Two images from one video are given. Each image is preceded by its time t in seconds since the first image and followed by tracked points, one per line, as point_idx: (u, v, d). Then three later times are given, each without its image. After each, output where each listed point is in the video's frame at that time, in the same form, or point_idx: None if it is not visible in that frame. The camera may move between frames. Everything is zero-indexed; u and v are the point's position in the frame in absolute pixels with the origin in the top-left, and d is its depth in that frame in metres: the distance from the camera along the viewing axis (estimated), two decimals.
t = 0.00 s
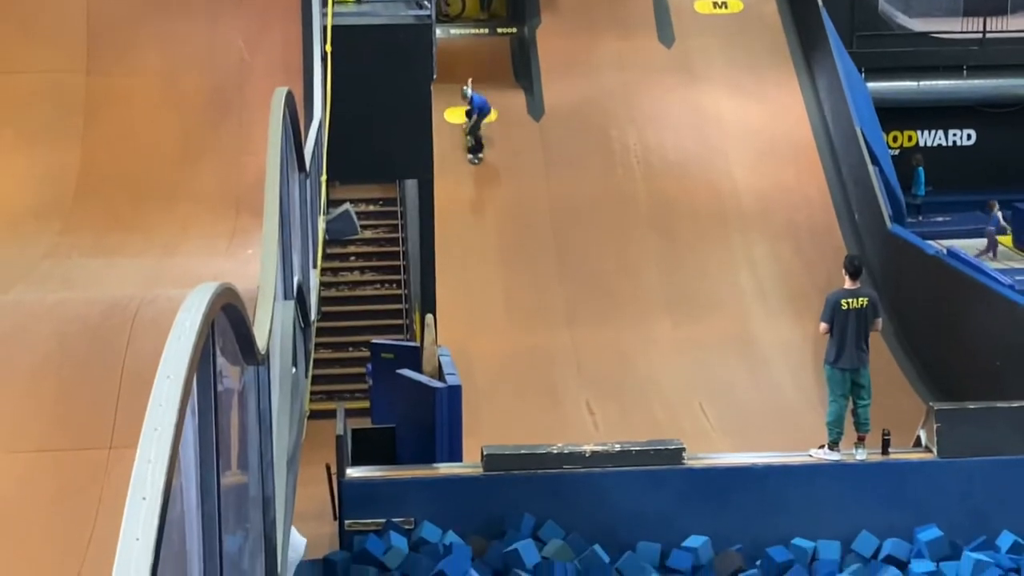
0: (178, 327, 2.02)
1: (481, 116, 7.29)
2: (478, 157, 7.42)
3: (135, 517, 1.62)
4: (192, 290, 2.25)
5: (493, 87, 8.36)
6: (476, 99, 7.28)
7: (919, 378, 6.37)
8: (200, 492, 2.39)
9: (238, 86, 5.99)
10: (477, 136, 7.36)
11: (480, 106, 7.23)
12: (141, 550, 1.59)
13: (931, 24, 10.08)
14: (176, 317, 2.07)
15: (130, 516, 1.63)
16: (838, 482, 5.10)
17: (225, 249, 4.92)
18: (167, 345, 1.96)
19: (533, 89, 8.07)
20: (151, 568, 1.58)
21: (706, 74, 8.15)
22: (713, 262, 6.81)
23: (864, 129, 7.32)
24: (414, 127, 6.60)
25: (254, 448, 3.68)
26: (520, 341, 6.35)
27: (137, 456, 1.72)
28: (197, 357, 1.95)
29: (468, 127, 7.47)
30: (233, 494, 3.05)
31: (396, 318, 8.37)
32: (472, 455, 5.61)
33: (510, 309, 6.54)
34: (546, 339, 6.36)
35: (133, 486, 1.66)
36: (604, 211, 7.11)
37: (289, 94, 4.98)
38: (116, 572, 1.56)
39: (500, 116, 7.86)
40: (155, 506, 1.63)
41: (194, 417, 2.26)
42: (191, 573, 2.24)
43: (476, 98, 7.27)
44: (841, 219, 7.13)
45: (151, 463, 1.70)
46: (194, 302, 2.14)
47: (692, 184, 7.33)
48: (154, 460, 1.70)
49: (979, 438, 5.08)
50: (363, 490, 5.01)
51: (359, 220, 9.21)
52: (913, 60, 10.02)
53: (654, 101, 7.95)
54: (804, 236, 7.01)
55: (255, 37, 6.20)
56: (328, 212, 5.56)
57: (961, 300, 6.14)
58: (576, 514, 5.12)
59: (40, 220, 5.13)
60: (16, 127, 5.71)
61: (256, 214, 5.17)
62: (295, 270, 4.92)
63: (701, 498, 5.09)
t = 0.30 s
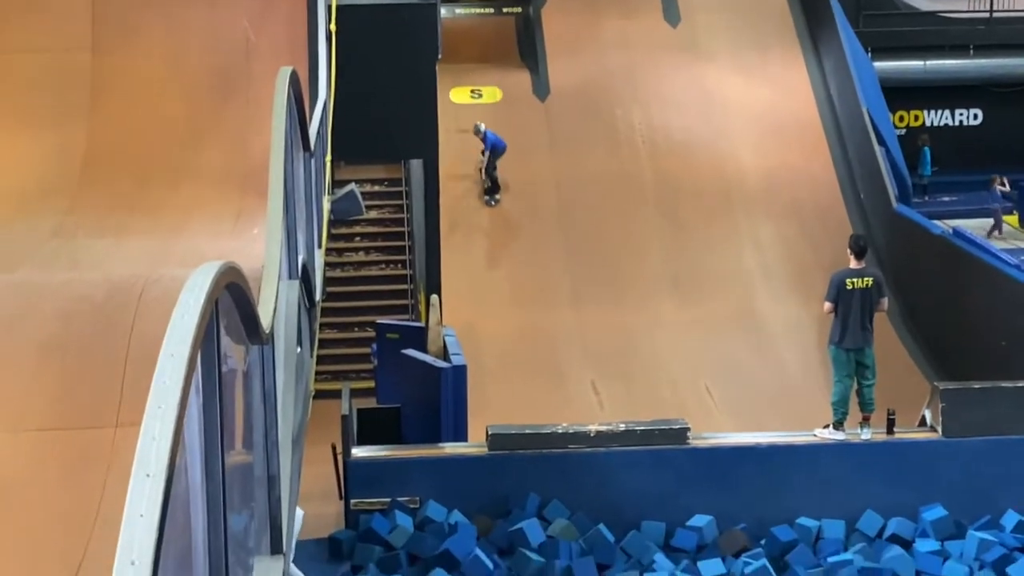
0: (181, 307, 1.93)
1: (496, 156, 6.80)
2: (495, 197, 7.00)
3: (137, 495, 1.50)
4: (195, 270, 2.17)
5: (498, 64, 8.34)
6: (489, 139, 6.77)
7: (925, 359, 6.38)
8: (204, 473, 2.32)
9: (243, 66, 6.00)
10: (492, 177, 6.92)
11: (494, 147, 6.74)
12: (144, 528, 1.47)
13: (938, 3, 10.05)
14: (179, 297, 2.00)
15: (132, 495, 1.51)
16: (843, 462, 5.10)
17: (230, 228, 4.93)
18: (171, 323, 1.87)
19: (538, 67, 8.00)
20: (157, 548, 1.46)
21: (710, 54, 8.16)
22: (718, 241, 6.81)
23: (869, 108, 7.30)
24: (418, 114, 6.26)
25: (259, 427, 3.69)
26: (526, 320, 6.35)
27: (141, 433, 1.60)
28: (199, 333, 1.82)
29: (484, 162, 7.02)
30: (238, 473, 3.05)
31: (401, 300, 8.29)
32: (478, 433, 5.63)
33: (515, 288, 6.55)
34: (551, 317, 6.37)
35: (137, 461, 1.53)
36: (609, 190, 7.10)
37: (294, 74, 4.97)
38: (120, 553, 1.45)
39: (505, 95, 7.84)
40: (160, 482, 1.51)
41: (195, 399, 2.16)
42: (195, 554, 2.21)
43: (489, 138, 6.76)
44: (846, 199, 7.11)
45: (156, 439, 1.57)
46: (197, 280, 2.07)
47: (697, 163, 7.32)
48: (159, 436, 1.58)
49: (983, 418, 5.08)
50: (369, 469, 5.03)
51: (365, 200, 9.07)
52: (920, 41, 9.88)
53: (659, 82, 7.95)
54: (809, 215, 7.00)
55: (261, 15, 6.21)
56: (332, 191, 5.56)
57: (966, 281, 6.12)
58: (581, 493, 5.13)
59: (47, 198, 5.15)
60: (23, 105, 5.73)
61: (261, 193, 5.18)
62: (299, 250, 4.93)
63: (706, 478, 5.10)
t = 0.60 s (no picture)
0: (170, 283, 1.95)
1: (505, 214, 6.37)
2: (506, 258, 6.55)
3: (124, 471, 1.56)
4: (188, 242, 2.19)
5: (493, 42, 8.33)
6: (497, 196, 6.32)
7: (915, 335, 6.39)
8: (196, 447, 2.36)
9: (237, 42, 6.00)
10: (502, 238, 6.46)
11: (502, 205, 6.27)
12: (131, 504, 1.52)
13: None
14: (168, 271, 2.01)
15: (120, 469, 1.56)
16: (835, 440, 5.11)
17: (223, 205, 4.94)
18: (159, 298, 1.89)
19: (533, 46, 8.03)
20: (144, 524, 1.52)
21: (705, 34, 8.17)
22: (712, 221, 6.82)
23: (863, 88, 7.29)
24: (413, 86, 6.11)
25: (250, 402, 3.69)
26: (518, 298, 6.37)
27: (130, 409, 1.65)
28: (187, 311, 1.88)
29: (492, 221, 6.55)
30: (229, 448, 3.06)
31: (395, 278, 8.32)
32: (472, 410, 5.64)
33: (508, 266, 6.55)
34: (545, 296, 6.38)
35: (125, 438, 1.58)
36: (602, 168, 7.11)
37: (286, 50, 4.95)
38: (108, 526, 1.50)
39: (499, 73, 7.83)
40: (147, 457, 1.57)
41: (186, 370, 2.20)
42: (185, 525, 2.26)
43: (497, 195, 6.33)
44: (839, 178, 7.11)
45: (143, 415, 1.63)
46: (187, 255, 2.08)
47: (690, 142, 7.32)
48: (146, 413, 1.63)
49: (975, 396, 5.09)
50: (362, 446, 5.03)
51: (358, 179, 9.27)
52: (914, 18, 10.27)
53: (653, 61, 7.95)
54: (802, 195, 7.00)
55: None
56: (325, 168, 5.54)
57: (959, 262, 6.13)
58: (573, 470, 5.15)
59: (39, 173, 5.14)
60: (15, 80, 5.72)
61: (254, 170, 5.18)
62: (291, 226, 4.92)
63: (698, 456, 5.11)
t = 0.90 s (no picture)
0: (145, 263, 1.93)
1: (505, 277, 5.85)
2: (508, 325, 5.99)
3: (101, 449, 1.56)
4: (163, 221, 2.18)
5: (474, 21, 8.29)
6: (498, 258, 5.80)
7: (892, 317, 6.42)
8: (172, 428, 2.36)
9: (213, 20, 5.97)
10: (503, 303, 5.91)
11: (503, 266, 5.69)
12: (107, 483, 1.54)
13: None
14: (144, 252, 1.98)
15: (96, 447, 1.57)
16: (813, 421, 5.13)
17: (200, 186, 4.94)
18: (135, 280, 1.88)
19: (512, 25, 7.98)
20: (120, 503, 1.54)
21: (685, 16, 8.16)
22: (691, 202, 6.82)
23: (842, 70, 7.30)
24: (392, 64, 6.06)
25: (226, 383, 3.67)
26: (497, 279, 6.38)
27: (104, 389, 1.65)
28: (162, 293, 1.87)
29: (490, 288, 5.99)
30: (205, 429, 3.05)
31: (373, 258, 8.38)
32: (450, 391, 5.64)
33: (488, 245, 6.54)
34: (524, 276, 6.38)
35: (100, 419, 1.60)
36: (582, 148, 7.10)
37: (264, 29, 4.92)
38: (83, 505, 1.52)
39: (478, 53, 7.78)
40: (122, 439, 1.58)
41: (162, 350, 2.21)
42: (161, 507, 2.24)
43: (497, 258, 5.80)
44: (818, 160, 7.12)
45: (119, 396, 1.64)
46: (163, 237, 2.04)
47: (670, 123, 7.32)
48: (122, 392, 1.64)
49: (952, 377, 5.11)
50: (340, 428, 5.03)
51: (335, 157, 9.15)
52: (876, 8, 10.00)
53: (634, 43, 7.94)
54: (781, 177, 7.01)
55: None
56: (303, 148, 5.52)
57: (936, 244, 6.16)
58: (552, 451, 5.15)
59: (14, 153, 5.12)
60: None
61: (231, 150, 5.16)
62: (269, 207, 4.90)
63: (675, 437, 5.13)
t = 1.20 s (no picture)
0: (123, 249, 1.89)
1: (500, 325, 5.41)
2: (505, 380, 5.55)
3: (79, 436, 1.54)
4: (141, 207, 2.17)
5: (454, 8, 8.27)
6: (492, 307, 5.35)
7: (871, 305, 6.46)
8: (150, 415, 2.35)
9: (190, 7, 5.97)
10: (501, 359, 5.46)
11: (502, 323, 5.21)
12: (85, 471, 1.51)
13: None
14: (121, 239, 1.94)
15: (75, 435, 1.54)
16: (792, 408, 5.15)
17: (178, 173, 4.94)
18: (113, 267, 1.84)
19: (491, 12, 7.97)
20: (99, 491, 1.51)
21: (665, 5, 8.18)
22: (671, 189, 6.83)
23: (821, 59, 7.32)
24: (371, 51, 6.05)
25: (206, 370, 3.66)
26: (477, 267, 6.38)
27: (82, 377, 1.62)
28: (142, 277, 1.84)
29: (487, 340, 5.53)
30: (184, 417, 3.05)
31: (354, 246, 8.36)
32: (430, 379, 5.65)
33: (468, 233, 6.54)
34: (505, 263, 6.38)
35: (79, 407, 1.57)
36: (562, 136, 7.11)
37: (242, 15, 4.90)
38: (61, 495, 1.49)
39: (457, 41, 7.77)
40: (100, 428, 1.55)
41: (139, 337, 2.19)
42: (140, 494, 2.22)
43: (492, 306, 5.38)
44: (797, 148, 7.14)
45: (97, 382, 1.61)
46: (141, 222, 2.00)
47: (649, 111, 7.33)
48: (101, 379, 1.61)
49: (930, 365, 5.13)
50: (319, 415, 5.03)
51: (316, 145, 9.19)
52: None
53: (615, 32, 7.95)
54: (761, 164, 7.02)
55: None
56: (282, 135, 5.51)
57: (915, 233, 6.20)
58: (532, 438, 5.16)
59: None
60: None
61: (210, 137, 5.16)
62: (248, 194, 4.89)
63: (655, 425, 5.14)
